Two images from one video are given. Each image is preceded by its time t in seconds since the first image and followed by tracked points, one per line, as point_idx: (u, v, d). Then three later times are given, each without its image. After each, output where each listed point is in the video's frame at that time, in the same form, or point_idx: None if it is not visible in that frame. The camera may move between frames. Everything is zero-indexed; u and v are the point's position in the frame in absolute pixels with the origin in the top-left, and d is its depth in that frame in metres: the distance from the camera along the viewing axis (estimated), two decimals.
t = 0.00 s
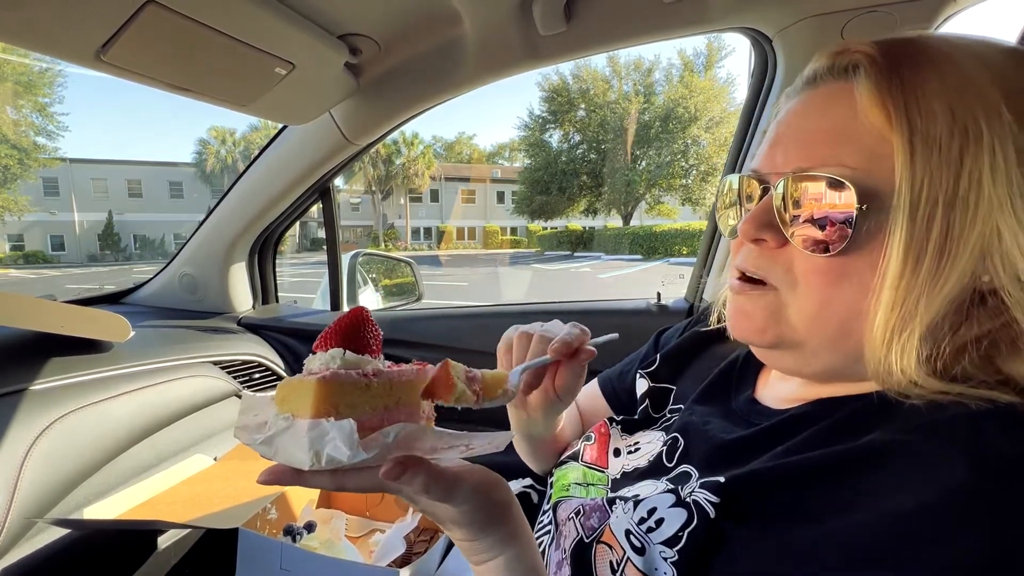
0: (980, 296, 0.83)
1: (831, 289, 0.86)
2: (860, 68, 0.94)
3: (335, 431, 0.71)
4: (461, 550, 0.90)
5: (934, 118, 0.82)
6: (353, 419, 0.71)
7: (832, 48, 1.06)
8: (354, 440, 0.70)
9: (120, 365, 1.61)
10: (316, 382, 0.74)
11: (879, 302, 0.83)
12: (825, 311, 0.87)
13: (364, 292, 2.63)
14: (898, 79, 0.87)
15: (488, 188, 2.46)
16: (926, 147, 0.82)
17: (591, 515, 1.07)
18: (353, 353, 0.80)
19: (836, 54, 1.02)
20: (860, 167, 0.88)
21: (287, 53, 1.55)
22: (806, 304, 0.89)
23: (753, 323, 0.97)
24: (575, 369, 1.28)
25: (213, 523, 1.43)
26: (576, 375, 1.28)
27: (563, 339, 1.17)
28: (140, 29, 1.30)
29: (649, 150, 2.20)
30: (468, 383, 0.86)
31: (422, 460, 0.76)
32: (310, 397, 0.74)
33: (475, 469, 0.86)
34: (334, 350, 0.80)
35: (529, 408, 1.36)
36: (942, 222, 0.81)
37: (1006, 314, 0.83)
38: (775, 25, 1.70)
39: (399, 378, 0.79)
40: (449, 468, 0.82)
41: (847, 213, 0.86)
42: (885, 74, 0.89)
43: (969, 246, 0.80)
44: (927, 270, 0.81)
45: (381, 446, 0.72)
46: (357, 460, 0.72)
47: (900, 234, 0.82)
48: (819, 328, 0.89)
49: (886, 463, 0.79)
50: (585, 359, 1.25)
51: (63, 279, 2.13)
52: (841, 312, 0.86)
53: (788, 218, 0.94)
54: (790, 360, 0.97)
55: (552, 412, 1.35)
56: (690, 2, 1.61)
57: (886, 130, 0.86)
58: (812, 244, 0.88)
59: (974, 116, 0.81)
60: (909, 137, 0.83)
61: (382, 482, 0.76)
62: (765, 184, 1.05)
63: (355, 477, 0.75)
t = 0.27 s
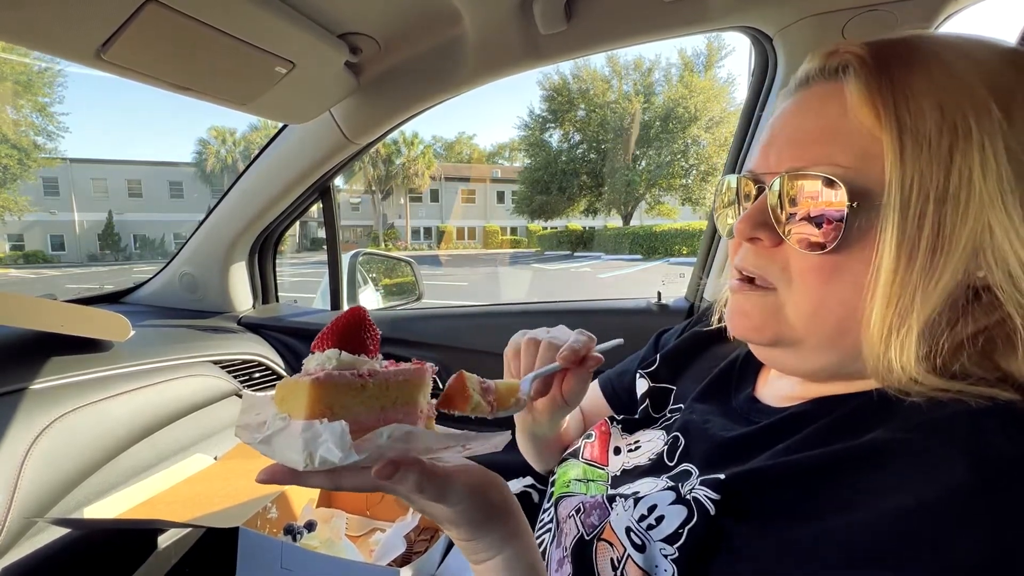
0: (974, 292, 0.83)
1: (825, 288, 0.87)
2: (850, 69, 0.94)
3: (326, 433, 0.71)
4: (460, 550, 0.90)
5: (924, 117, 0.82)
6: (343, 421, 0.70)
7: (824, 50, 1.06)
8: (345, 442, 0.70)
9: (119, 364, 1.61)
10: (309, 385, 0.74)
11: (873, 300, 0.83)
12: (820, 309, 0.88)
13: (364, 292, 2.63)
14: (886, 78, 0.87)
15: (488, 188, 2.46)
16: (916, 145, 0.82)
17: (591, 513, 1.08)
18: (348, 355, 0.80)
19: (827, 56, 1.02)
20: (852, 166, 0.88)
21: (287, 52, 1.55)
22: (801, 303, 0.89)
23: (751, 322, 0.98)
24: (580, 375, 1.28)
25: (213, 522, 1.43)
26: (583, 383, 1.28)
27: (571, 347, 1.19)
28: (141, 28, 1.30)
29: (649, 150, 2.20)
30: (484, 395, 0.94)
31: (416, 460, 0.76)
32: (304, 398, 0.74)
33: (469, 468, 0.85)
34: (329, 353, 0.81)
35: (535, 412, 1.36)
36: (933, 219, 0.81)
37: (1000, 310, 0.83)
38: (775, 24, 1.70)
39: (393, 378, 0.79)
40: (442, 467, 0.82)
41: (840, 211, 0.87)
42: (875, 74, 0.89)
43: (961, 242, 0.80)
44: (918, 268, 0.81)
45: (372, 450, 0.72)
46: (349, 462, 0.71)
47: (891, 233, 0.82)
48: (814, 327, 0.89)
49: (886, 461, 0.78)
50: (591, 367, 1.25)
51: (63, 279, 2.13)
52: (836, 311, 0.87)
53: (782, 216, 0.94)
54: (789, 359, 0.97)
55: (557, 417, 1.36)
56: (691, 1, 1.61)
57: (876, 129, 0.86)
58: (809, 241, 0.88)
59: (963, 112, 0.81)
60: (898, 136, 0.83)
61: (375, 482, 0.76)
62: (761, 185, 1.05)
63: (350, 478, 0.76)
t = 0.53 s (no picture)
0: (971, 289, 0.83)
1: (823, 288, 0.87)
2: (841, 71, 0.94)
3: (315, 437, 0.73)
4: (457, 550, 0.90)
5: (915, 117, 0.82)
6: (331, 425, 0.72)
7: (817, 53, 1.06)
8: (332, 446, 0.72)
9: (119, 364, 1.60)
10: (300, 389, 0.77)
11: (871, 300, 0.83)
12: (819, 310, 0.88)
13: (364, 292, 2.63)
14: (877, 80, 0.88)
15: (488, 188, 2.46)
16: (908, 145, 0.82)
17: (591, 511, 1.07)
18: (341, 359, 0.82)
19: (819, 58, 1.02)
20: (847, 167, 0.88)
21: (286, 51, 1.54)
22: (800, 303, 0.89)
23: (750, 323, 0.98)
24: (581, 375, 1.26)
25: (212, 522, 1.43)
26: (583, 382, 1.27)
27: (571, 348, 1.17)
28: (141, 27, 1.30)
29: (649, 150, 2.20)
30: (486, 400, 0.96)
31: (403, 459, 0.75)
32: (296, 402, 0.77)
33: (464, 468, 0.84)
34: (324, 356, 0.83)
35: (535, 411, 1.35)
36: (928, 218, 0.81)
37: (996, 307, 0.83)
38: (775, 24, 1.70)
39: (386, 381, 0.81)
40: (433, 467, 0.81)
41: (834, 211, 0.87)
42: (864, 76, 0.89)
43: (956, 241, 0.80)
44: (914, 267, 0.81)
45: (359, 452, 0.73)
46: (336, 465, 0.73)
47: (886, 232, 0.82)
48: (813, 326, 0.89)
49: (886, 459, 0.78)
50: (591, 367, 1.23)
51: (63, 279, 2.13)
52: (835, 311, 0.87)
53: (779, 215, 0.94)
54: (790, 358, 0.97)
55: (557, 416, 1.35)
56: (691, 1, 1.61)
57: (869, 130, 0.86)
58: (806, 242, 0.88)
59: (954, 111, 0.81)
60: (891, 136, 0.83)
61: (367, 484, 0.76)
62: (757, 187, 1.05)
63: (345, 478, 0.75)
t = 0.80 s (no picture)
0: (968, 291, 0.82)
1: (818, 291, 0.87)
2: (834, 75, 0.95)
3: (305, 445, 0.76)
4: (459, 552, 0.90)
5: (908, 120, 0.83)
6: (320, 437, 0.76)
7: (811, 55, 1.06)
8: (321, 458, 0.75)
9: (119, 364, 1.61)
10: (295, 392, 0.81)
11: (867, 302, 0.83)
12: (815, 312, 0.88)
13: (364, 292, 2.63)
14: (869, 83, 0.88)
15: (488, 188, 2.46)
16: (902, 148, 0.82)
17: (591, 510, 1.08)
18: (338, 359, 0.85)
19: (812, 61, 1.03)
20: (841, 171, 0.88)
21: (286, 51, 1.54)
22: (794, 307, 0.90)
23: (748, 325, 0.98)
24: (565, 335, 1.37)
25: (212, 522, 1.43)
26: (570, 344, 1.37)
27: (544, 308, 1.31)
28: (141, 27, 1.30)
29: (650, 149, 2.20)
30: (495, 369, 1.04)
31: (394, 459, 0.77)
32: (293, 404, 0.81)
33: (461, 469, 0.83)
34: (323, 354, 0.86)
35: (529, 385, 1.40)
36: (922, 220, 0.81)
37: (994, 307, 0.82)
38: (776, 24, 1.70)
39: (383, 383, 0.85)
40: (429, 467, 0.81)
41: (827, 212, 0.87)
42: (857, 79, 0.89)
43: (952, 242, 0.79)
44: (909, 270, 0.81)
45: (352, 458, 0.76)
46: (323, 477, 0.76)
47: (881, 236, 0.82)
48: (810, 328, 0.90)
49: (886, 459, 0.78)
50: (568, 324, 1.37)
51: (63, 279, 2.13)
52: (830, 313, 0.87)
53: (775, 215, 0.94)
54: (787, 359, 0.98)
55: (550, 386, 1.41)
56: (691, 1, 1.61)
57: (862, 133, 0.87)
58: (805, 243, 0.88)
59: (947, 113, 0.81)
60: (884, 139, 0.83)
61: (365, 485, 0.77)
62: (753, 190, 1.05)
63: (343, 478, 0.76)
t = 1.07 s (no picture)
0: (960, 289, 0.82)
1: (815, 292, 0.87)
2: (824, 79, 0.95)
3: (308, 440, 0.77)
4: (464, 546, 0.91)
5: (897, 121, 0.83)
6: (322, 432, 0.76)
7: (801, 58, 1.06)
8: (323, 454, 0.75)
9: (119, 364, 1.60)
10: (300, 387, 0.80)
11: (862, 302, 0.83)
12: (812, 312, 0.88)
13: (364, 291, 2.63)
14: (858, 86, 0.88)
15: (489, 187, 2.48)
16: (892, 149, 0.82)
17: (591, 508, 1.08)
18: (342, 355, 0.84)
19: (802, 65, 1.03)
20: (835, 173, 0.88)
21: (286, 50, 1.54)
22: (793, 307, 0.90)
23: (747, 325, 0.98)
24: (557, 328, 1.38)
25: (213, 521, 1.43)
26: (563, 337, 1.38)
27: (534, 302, 1.34)
28: (141, 27, 1.30)
29: (649, 149, 2.20)
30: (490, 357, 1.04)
31: (399, 454, 0.77)
32: (298, 399, 0.81)
33: (466, 465, 0.83)
34: (328, 351, 0.85)
35: (522, 378, 1.42)
36: (914, 221, 0.80)
37: (987, 306, 0.82)
38: (776, 23, 1.70)
39: (387, 379, 0.84)
40: (433, 462, 0.81)
41: (818, 211, 0.87)
42: (846, 83, 0.90)
43: (945, 242, 0.79)
44: (902, 270, 0.81)
45: (354, 452, 0.76)
46: (324, 472, 0.76)
47: (874, 237, 0.82)
48: (808, 328, 0.90)
49: (886, 456, 0.78)
50: (559, 317, 1.39)
51: (63, 278, 2.13)
52: (828, 313, 0.87)
53: (772, 215, 0.95)
54: (786, 359, 0.98)
55: (544, 380, 1.41)
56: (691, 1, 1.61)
57: (852, 136, 0.87)
58: (801, 243, 0.88)
59: (936, 114, 0.81)
60: (874, 141, 0.84)
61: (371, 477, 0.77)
62: (750, 194, 1.05)
63: (349, 471, 0.76)
